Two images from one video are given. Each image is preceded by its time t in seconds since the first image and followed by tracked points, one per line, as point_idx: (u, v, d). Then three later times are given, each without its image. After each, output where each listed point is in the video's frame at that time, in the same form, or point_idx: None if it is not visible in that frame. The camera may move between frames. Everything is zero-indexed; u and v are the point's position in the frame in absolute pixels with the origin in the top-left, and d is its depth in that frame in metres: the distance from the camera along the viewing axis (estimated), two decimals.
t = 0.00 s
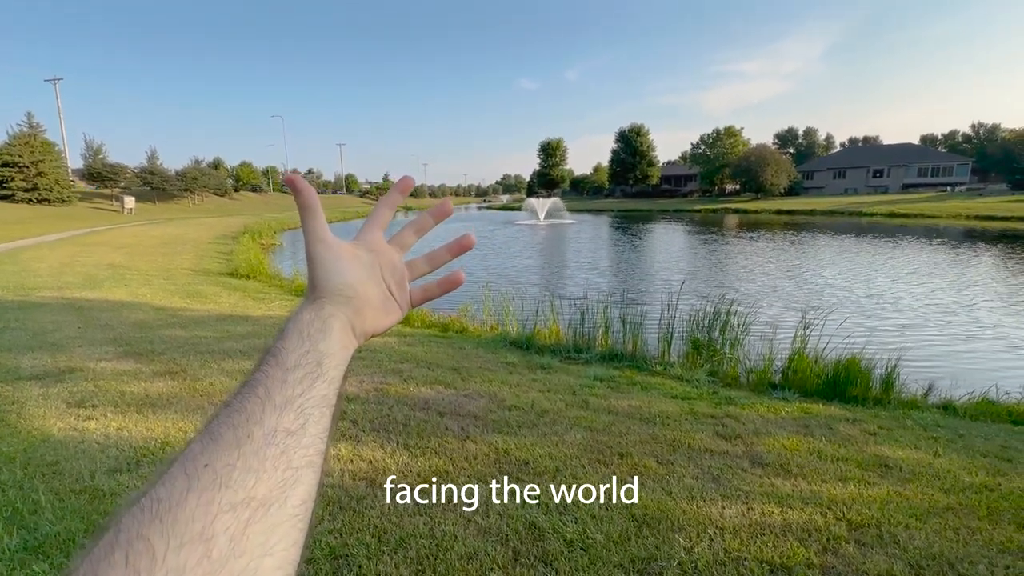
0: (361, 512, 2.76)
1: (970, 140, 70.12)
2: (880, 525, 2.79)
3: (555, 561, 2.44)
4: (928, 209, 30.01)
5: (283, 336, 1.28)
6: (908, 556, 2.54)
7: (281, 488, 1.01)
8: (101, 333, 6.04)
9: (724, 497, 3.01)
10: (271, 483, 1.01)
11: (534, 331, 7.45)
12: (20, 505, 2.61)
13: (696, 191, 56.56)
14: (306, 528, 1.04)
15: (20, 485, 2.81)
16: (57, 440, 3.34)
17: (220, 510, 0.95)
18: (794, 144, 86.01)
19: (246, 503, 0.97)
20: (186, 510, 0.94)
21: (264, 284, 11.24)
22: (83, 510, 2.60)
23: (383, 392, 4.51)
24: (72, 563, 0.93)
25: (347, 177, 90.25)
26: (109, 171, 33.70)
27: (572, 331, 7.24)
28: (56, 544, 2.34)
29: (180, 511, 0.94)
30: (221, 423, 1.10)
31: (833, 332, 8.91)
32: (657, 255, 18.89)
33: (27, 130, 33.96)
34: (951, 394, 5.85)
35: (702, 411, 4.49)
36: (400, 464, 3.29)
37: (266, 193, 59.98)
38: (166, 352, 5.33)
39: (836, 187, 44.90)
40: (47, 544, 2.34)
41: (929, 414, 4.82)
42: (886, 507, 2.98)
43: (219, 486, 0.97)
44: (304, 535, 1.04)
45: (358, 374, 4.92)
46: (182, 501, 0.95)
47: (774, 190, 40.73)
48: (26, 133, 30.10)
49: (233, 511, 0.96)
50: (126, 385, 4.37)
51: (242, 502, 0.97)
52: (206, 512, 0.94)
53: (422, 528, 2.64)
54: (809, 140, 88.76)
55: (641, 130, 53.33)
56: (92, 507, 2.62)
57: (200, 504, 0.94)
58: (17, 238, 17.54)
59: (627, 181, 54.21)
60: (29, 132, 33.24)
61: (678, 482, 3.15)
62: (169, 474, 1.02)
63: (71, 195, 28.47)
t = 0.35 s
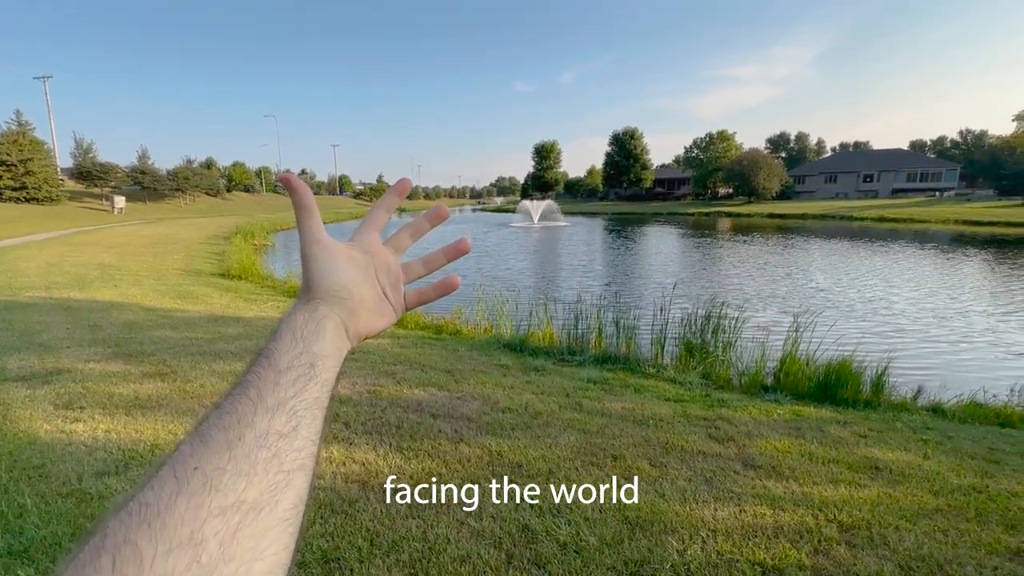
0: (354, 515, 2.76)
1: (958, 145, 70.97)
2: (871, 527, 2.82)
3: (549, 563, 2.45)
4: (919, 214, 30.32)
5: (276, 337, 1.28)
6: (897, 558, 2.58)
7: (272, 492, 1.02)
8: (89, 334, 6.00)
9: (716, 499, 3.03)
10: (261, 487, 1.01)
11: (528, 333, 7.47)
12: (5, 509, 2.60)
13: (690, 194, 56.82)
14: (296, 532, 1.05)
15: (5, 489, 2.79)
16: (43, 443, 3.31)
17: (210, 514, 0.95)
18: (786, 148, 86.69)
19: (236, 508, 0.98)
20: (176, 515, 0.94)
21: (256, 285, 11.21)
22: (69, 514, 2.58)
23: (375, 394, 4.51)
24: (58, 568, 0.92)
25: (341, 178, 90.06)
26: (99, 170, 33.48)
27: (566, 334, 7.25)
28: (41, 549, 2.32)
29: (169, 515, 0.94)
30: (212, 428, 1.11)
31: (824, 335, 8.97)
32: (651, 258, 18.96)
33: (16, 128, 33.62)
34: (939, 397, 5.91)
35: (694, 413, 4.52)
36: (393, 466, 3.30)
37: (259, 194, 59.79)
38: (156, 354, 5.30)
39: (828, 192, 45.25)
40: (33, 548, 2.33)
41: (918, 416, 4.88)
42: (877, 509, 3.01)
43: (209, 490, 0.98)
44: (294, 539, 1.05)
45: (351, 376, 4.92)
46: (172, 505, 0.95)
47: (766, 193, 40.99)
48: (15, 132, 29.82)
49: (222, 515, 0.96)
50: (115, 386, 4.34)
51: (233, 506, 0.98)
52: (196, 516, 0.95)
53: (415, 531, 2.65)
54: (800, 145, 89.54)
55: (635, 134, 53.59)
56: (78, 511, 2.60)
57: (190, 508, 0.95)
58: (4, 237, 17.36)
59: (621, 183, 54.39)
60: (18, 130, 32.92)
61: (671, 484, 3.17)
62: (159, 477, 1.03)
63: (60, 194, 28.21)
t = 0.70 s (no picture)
0: (342, 520, 2.75)
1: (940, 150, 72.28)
2: (857, 527, 2.86)
3: (538, 567, 2.46)
4: (902, 218, 30.81)
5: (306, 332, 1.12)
6: (882, 557, 2.62)
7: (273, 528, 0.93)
8: (71, 337, 5.92)
9: (704, 501, 3.06)
10: (265, 520, 0.92)
11: (517, 335, 7.49)
12: None
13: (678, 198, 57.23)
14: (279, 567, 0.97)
15: None
16: (22, 449, 3.27)
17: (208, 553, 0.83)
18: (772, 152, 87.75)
19: (234, 542, 0.86)
20: (169, 549, 0.81)
21: (243, 288, 11.13)
22: (48, 522, 2.55)
23: (364, 397, 4.49)
24: None
25: (330, 179, 89.74)
26: (82, 170, 33.09)
27: (556, 336, 7.26)
28: (18, 559, 2.29)
29: (164, 550, 0.81)
30: (213, 443, 0.97)
31: (811, 337, 9.06)
32: (640, 260, 19.07)
33: None
34: (922, 397, 6.01)
35: (683, 415, 4.55)
36: (382, 470, 3.29)
37: (246, 195, 59.44)
38: (139, 357, 5.25)
39: (813, 196, 45.84)
40: (10, 558, 2.30)
41: (902, 417, 4.96)
42: (861, 508, 3.06)
43: (212, 523, 0.85)
44: None
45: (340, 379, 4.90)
46: (169, 536, 0.82)
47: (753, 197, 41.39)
48: None
49: (219, 552, 0.83)
50: (97, 391, 4.30)
51: (230, 541, 0.86)
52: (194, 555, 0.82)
53: (403, 536, 2.65)
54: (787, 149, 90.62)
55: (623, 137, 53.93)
56: (57, 519, 2.57)
57: (189, 544, 0.82)
58: None
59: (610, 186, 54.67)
60: None
61: (660, 486, 3.20)
62: (148, 501, 0.88)
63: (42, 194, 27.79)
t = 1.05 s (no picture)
0: (325, 527, 2.75)
1: (917, 155, 73.82)
2: (838, 526, 2.92)
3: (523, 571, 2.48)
4: (881, 221, 31.39)
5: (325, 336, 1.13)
6: (862, 555, 2.68)
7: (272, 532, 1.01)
8: (44, 342, 5.81)
9: (689, 502, 3.11)
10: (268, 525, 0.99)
11: (504, 338, 7.50)
12: None
13: (663, 201, 57.70)
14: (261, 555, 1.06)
15: None
16: None
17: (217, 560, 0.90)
18: (755, 157, 89.01)
19: (238, 552, 0.93)
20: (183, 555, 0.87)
21: (224, 291, 11.01)
22: (17, 534, 2.51)
23: (349, 402, 4.47)
24: None
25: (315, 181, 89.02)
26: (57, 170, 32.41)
27: (542, 339, 7.29)
28: None
29: (180, 556, 0.87)
30: (230, 443, 0.98)
31: (792, 338, 9.19)
32: (625, 263, 19.19)
33: None
34: (900, 397, 6.14)
35: (669, 417, 4.60)
36: (366, 475, 3.29)
37: (228, 196, 58.71)
38: (115, 362, 5.17)
39: (794, 200, 46.54)
40: None
41: (880, 416, 5.06)
42: (842, 507, 3.12)
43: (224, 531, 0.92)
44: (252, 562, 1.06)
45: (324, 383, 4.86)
46: (185, 543, 0.88)
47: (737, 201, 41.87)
48: None
49: (223, 561, 0.91)
50: (71, 397, 4.23)
51: (235, 550, 0.93)
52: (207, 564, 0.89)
53: (387, 542, 2.65)
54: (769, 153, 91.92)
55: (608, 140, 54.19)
56: (27, 530, 2.53)
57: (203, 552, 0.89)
58: None
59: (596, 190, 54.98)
60: None
61: (646, 487, 3.24)
62: (162, 497, 0.90)
63: (16, 195, 27.17)
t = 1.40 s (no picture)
0: (303, 535, 2.74)
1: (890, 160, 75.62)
2: (814, 522, 3.00)
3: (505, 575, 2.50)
4: (856, 225, 32.09)
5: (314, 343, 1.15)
6: (837, 551, 2.75)
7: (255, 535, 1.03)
8: (9, 349, 5.67)
9: (670, 502, 3.16)
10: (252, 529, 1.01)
11: (486, 341, 7.51)
12: None
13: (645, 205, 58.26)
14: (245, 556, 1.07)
15: None
16: None
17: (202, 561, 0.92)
18: (733, 160, 90.44)
19: (221, 556, 0.95)
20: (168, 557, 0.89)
21: (200, 294, 10.84)
22: None
23: (330, 407, 4.45)
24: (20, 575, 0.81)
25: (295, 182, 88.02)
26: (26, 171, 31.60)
27: (525, 341, 7.33)
28: None
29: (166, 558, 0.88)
30: (216, 447, 1.00)
31: (770, 339, 9.35)
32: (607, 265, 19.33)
33: None
34: (873, 396, 6.31)
35: (650, 418, 4.67)
36: (346, 481, 3.28)
37: (205, 197, 57.76)
38: (84, 368, 5.07)
39: (772, 204, 47.37)
40: None
41: (855, 415, 5.18)
42: (818, 504, 3.21)
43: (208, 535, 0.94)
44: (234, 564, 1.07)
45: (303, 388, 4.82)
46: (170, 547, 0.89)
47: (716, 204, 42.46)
48: None
49: (207, 564, 0.93)
50: (38, 405, 4.14)
51: (219, 554, 0.95)
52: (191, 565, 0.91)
53: (367, 549, 2.66)
54: (747, 157, 93.45)
55: (590, 143, 54.55)
56: None
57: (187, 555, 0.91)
58: None
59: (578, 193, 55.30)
60: None
61: (627, 489, 3.29)
62: (148, 500, 0.91)
63: None
